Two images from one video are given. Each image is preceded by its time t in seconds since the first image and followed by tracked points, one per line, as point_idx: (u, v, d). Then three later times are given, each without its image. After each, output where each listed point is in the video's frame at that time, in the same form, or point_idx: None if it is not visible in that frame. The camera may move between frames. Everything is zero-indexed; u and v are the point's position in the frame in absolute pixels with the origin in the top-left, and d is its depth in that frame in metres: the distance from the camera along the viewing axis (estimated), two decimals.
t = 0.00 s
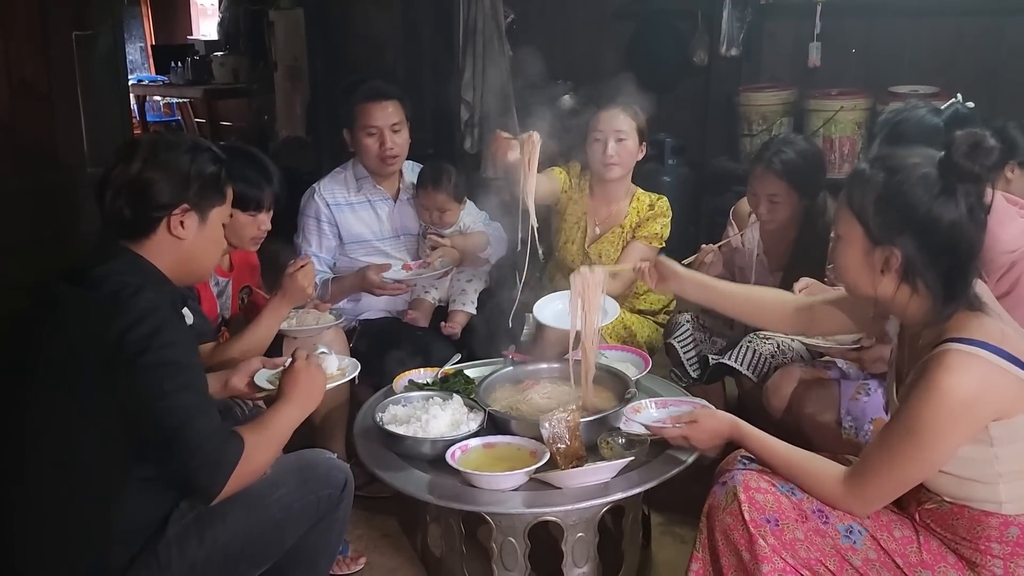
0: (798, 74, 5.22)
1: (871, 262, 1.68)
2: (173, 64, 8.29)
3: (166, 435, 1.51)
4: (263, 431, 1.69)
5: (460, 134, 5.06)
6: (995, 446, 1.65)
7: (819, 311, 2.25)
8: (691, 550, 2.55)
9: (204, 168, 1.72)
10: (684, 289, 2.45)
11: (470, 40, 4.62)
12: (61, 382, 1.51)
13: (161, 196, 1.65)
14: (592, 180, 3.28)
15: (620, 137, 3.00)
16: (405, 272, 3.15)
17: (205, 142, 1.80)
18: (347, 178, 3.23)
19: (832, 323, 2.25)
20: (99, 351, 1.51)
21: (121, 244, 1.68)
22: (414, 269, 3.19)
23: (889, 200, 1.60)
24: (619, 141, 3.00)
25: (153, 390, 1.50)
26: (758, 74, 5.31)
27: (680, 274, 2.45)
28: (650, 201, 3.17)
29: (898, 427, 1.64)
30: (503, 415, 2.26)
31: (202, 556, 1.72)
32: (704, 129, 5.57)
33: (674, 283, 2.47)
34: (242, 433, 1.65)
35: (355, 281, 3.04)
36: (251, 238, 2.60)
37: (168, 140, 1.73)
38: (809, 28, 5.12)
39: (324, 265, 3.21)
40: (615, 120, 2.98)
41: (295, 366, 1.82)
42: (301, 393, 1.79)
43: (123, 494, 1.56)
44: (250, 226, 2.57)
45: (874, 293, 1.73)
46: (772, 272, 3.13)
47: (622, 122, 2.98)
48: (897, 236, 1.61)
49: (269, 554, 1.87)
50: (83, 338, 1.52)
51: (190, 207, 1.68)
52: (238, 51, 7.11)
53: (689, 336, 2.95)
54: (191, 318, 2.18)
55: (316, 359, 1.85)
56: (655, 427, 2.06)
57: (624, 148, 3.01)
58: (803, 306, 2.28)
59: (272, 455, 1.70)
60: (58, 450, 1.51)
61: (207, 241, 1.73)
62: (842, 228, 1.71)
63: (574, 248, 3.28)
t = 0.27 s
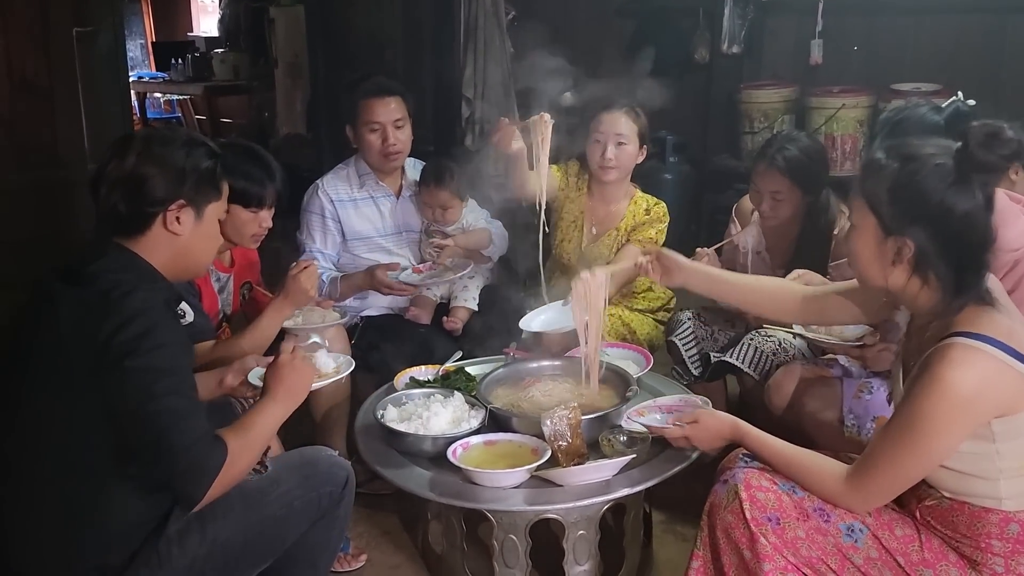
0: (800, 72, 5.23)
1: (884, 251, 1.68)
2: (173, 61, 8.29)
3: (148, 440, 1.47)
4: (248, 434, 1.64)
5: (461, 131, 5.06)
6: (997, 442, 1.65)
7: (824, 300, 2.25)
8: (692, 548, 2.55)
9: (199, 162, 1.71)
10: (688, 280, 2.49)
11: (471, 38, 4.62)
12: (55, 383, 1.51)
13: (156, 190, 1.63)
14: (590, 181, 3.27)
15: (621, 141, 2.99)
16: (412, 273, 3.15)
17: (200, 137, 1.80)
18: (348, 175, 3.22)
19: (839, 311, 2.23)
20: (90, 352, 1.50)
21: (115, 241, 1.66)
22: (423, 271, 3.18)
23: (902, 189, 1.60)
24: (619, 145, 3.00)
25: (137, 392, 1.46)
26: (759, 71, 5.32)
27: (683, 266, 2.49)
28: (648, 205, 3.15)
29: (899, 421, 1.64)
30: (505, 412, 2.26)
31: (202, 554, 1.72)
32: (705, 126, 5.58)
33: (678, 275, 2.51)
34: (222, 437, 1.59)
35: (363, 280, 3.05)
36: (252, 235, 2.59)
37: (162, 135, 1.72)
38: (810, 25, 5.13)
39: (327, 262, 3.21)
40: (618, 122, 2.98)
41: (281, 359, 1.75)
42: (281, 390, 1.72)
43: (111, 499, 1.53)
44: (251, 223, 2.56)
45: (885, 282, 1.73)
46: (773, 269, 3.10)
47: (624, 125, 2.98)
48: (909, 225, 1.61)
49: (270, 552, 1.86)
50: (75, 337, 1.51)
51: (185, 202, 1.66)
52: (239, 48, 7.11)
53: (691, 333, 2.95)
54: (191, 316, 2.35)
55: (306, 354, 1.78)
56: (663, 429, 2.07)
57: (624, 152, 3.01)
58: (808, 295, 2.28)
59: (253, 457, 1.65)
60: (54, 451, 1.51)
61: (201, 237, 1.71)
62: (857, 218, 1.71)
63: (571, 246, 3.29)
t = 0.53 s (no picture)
0: (800, 70, 5.26)
1: (896, 252, 1.67)
2: (174, 58, 8.30)
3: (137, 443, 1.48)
4: (236, 437, 1.64)
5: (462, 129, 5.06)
6: (1004, 442, 1.65)
7: (839, 323, 2.19)
8: (693, 546, 2.55)
9: (196, 160, 1.70)
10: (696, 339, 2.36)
11: (471, 36, 4.61)
12: (43, 384, 1.50)
13: (151, 186, 1.63)
14: (590, 179, 3.27)
15: (621, 146, 2.98)
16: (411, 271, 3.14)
17: (194, 133, 1.78)
18: (349, 173, 3.21)
19: (857, 330, 2.17)
20: (80, 353, 1.50)
21: (109, 238, 1.65)
22: (421, 268, 3.18)
23: (916, 191, 1.59)
24: (619, 150, 2.99)
25: (124, 395, 1.47)
26: (760, 71, 5.40)
27: (684, 326, 2.35)
28: (648, 203, 3.15)
29: (906, 422, 1.63)
30: (506, 411, 2.26)
31: (202, 554, 1.72)
32: (705, 125, 5.59)
33: (684, 337, 2.37)
34: (210, 440, 1.59)
35: (369, 276, 3.04)
36: (253, 232, 2.58)
37: (158, 130, 1.71)
38: (811, 24, 5.16)
39: (328, 260, 3.21)
40: (618, 128, 2.95)
41: (264, 358, 1.74)
42: (269, 391, 1.72)
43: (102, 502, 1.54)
44: (253, 221, 2.55)
45: (897, 284, 1.72)
46: (775, 268, 3.15)
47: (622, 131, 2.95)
48: (922, 226, 1.60)
49: (271, 551, 1.86)
50: (66, 337, 1.51)
51: (180, 200, 1.66)
52: (239, 46, 7.12)
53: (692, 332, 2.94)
54: (190, 314, 2.37)
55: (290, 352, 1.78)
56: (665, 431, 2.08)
57: (623, 157, 3.00)
58: (820, 322, 2.22)
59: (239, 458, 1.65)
60: (47, 452, 1.50)
61: (197, 235, 1.71)
62: (865, 219, 1.70)
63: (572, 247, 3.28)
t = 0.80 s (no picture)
0: (800, 69, 5.26)
1: (902, 260, 1.67)
2: (173, 57, 8.29)
3: (122, 442, 1.48)
4: (205, 430, 1.66)
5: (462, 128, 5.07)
6: (1004, 440, 1.65)
7: (838, 319, 2.19)
8: (692, 545, 2.55)
9: (192, 159, 1.70)
10: (697, 321, 2.43)
11: (471, 36, 4.61)
12: (30, 380, 1.51)
13: (147, 185, 1.63)
14: (590, 176, 3.26)
15: (623, 146, 2.98)
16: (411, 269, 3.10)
17: (189, 130, 1.78)
18: (350, 172, 3.22)
19: (855, 327, 2.17)
20: (66, 349, 1.50)
21: (102, 236, 1.65)
22: (420, 265, 3.15)
23: (923, 199, 1.60)
24: (621, 149, 2.99)
25: (108, 395, 1.48)
26: (760, 70, 5.41)
27: (687, 305, 2.43)
28: (649, 202, 3.16)
29: (906, 421, 1.64)
30: (506, 409, 2.26)
31: (202, 552, 1.74)
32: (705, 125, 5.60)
33: (686, 316, 2.45)
34: (185, 434, 1.61)
35: (369, 272, 3.05)
36: (253, 231, 2.58)
37: (155, 129, 1.71)
38: (811, 24, 5.16)
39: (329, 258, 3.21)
40: (619, 127, 2.95)
41: (221, 347, 1.75)
42: (223, 379, 1.72)
43: (83, 502, 1.52)
44: (253, 220, 2.55)
45: (899, 288, 1.73)
46: (775, 267, 3.14)
47: (625, 130, 2.95)
48: (929, 233, 1.60)
49: (271, 550, 1.86)
50: (54, 337, 1.50)
51: (176, 199, 1.66)
52: (239, 44, 7.11)
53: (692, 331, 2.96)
54: (189, 313, 2.29)
55: (248, 341, 1.79)
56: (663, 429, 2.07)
57: (626, 156, 3.00)
58: (820, 317, 2.22)
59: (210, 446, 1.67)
60: (40, 454, 1.50)
61: (190, 234, 1.71)
62: (867, 225, 1.70)
63: (573, 243, 3.28)
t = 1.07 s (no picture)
0: (799, 68, 5.27)
1: (903, 262, 1.67)
2: (172, 57, 8.30)
3: (114, 441, 1.49)
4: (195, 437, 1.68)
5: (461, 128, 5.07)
6: (1001, 439, 1.66)
7: (830, 295, 2.27)
8: (691, 544, 2.55)
9: (186, 160, 1.70)
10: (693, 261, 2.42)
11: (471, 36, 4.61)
12: (23, 380, 1.51)
13: (140, 186, 1.63)
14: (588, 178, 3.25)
15: (622, 149, 2.98)
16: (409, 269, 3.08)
17: (183, 130, 1.78)
18: (350, 172, 3.22)
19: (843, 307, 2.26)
20: (58, 349, 1.50)
21: (94, 237, 1.65)
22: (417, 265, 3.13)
23: (924, 204, 1.59)
24: (620, 152, 2.99)
25: (100, 395, 1.48)
26: (759, 70, 5.37)
27: (690, 248, 2.42)
28: (649, 203, 3.17)
29: (904, 420, 1.64)
30: (505, 409, 2.26)
31: (201, 552, 1.74)
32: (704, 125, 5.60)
33: (684, 256, 2.45)
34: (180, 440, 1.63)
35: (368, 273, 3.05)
36: (252, 231, 2.58)
37: (149, 129, 1.71)
38: (809, 23, 5.16)
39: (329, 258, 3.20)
40: (618, 131, 2.94)
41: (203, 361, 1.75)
42: (206, 391, 1.73)
43: (77, 502, 1.52)
44: (252, 220, 2.55)
45: (901, 290, 1.74)
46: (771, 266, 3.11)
47: (624, 134, 2.95)
48: (931, 237, 1.60)
49: (270, 550, 1.86)
50: (47, 338, 1.51)
51: (167, 201, 1.66)
52: (238, 45, 7.11)
53: (691, 331, 2.96)
54: (188, 314, 2.28)
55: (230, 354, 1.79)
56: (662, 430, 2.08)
57: (625, 158, 3.00)
58: (814, 290, 2.29)
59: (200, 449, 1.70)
60: (37, 456, 1.50)
61: (183, 235, 1.71)
62: (866, 230, 1.70)
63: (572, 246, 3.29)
